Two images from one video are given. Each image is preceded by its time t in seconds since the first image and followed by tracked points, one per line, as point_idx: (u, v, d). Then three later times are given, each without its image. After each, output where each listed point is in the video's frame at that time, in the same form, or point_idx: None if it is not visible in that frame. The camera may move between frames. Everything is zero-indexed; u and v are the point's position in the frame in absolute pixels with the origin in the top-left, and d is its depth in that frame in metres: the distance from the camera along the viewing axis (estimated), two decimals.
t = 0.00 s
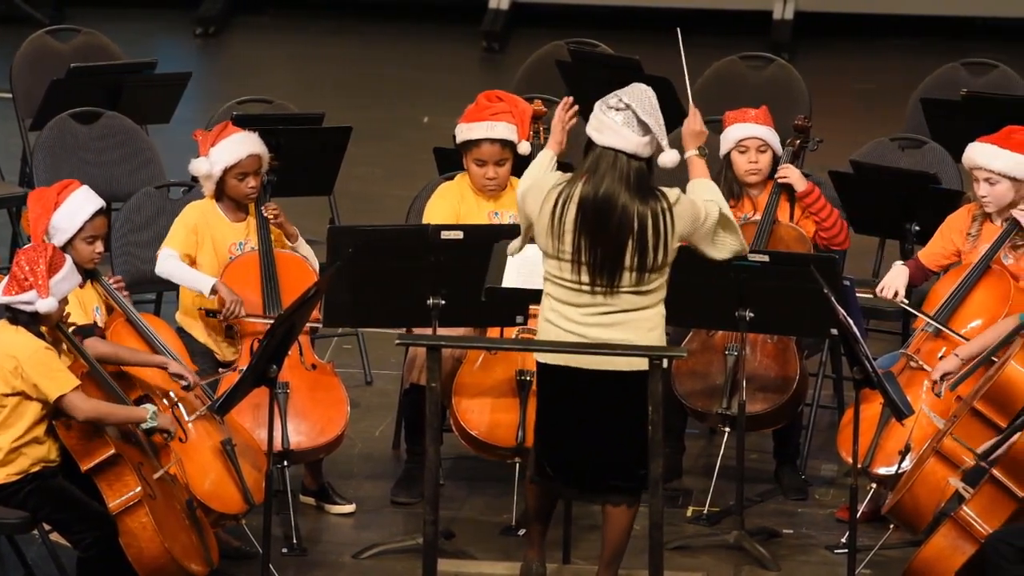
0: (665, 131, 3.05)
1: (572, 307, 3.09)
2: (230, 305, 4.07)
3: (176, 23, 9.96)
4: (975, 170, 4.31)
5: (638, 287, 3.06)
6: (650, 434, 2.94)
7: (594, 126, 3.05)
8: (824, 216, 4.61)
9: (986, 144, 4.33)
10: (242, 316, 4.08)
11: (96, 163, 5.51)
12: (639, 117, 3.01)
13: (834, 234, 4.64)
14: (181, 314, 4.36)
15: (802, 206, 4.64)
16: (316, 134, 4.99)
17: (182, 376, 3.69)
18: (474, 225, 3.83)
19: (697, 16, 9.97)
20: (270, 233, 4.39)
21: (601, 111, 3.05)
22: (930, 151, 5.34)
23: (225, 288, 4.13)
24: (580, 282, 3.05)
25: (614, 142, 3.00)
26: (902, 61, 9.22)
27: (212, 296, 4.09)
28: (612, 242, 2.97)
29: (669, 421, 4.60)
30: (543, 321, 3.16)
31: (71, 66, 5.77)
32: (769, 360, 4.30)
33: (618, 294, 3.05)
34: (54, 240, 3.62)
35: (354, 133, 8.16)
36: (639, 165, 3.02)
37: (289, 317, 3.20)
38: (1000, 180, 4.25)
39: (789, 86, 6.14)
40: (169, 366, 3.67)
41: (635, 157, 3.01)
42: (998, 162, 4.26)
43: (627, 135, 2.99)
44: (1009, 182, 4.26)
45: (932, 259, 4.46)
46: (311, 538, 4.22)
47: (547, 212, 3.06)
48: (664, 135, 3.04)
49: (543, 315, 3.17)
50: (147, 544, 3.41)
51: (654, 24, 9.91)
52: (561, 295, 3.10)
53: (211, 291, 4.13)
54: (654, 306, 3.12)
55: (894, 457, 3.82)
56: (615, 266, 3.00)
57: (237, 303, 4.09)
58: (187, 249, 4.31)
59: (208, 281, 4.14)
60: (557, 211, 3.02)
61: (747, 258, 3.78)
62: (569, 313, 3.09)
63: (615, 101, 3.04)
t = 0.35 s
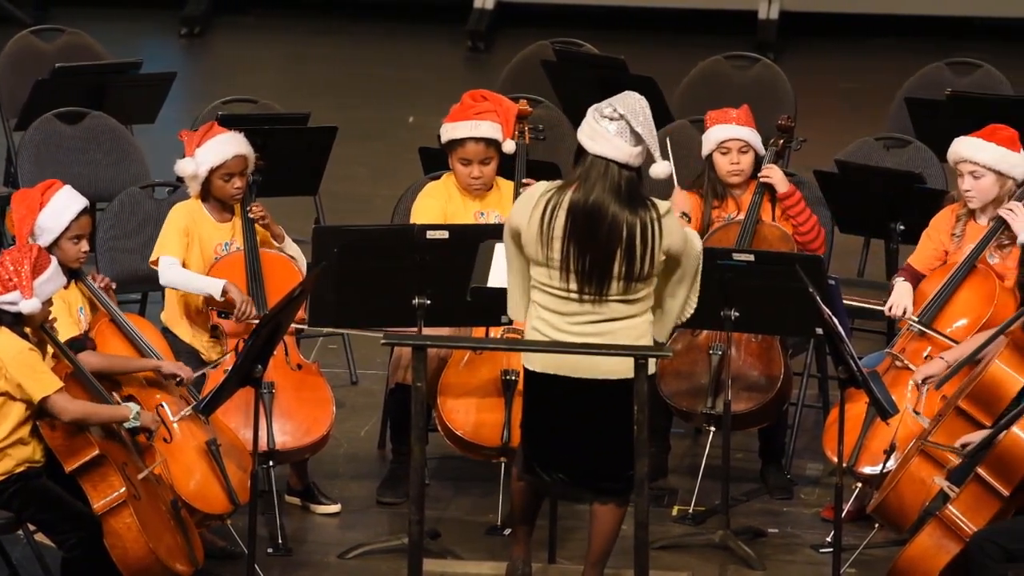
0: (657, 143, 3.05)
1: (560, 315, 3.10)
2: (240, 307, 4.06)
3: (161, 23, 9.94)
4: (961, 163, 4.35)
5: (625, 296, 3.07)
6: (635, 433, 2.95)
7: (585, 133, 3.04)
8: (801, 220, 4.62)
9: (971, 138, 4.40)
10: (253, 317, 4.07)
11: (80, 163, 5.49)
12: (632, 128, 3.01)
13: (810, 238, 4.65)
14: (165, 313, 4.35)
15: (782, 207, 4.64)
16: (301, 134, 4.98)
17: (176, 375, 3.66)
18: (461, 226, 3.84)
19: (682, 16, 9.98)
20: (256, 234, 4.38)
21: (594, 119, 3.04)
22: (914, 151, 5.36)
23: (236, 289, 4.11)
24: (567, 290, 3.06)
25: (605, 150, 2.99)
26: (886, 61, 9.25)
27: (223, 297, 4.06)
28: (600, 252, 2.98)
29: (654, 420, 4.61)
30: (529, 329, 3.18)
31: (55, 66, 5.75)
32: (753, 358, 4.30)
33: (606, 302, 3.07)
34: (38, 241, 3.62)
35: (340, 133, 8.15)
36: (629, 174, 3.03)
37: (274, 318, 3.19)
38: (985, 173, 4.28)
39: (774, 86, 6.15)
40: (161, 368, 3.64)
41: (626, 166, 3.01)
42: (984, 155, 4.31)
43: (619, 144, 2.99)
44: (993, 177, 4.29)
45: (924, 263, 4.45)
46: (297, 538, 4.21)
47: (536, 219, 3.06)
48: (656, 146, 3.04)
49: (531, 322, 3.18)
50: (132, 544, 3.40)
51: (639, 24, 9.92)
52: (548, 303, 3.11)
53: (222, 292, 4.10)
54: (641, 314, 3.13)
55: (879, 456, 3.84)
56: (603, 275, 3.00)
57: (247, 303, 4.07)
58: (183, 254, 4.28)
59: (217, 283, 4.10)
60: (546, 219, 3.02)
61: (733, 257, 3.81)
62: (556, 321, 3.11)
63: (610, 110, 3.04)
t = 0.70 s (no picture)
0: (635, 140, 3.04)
1: (540, 312, 3.11)
2: (204, 306, 4.07)
3: (140, 22, 9.91)
4: (941, 164, 4.38)
5: (606, 293, 3.08)
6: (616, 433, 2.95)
7: (564, 133, 3.05)
8: (784, 216, 4.65)
9: (951, 139, 4.43)
10: (216, 317, 4.08)
11: (59, 163, 5.48)
12: (608, 126, 3.01)
13: (794, 233, 4.68)
14: (146, 314, 4.35)
15: (764, 205, 4.67)
16: (280, 134, 4.98)
17: (146, 379, 3.64)
18: (440, 225, 3.82)
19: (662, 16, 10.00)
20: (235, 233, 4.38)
21: (571, 118, 3.05)
22: (893, 151, 5.38)
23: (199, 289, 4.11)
24: (548, 288, 3.07)
25: (582, 149, 3.00)
26: (865, 61, 9.29)
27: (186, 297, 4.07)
28: (581, 249, 2.98)
29: (634, 420, 4.62)
30: (511, 326, 3.18)
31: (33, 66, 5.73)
32: (733, 358, 4.32)
33: (588, 300, 3.07)
34: (18, 242, 3.59)
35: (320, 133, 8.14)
36: (610, 173, 3.03)
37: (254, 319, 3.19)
38: (963, 174, 4.32)
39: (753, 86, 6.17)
40: (132, 371, 3.62)
41: (605, 165, 3.02)
42: (963, 156, 4.35)
43: (594, 143, 3.00)
44: (972, 177, 4.34)
45: (895, 258, 4.50)
46: (276, 538, 4.21)
47: (517, 216, 3.06)
48: (633, 143, 3.03)
49: (512, 319, 3.18)
50: (111, 545, 3.39)
51: (619, 24, 9.93)
52: (529, 300, 3.12)
53: (186, 292, 4.10)
54: (622, 312, 3.14)
55: (859, 455, 3.86)
56: (582, 273, 3.01)
57: (211, 304, 4.08)
58: (156, 251, 4.27)
59: (180, 282, 4.10)
60: (526, 217, 3.03)
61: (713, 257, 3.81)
62: (537, 318, 3.11)
63: (585, 109, 3.03)
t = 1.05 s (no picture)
0: (611, 135, 3.04)
1: (520, 310, 3.12)
2: (162, 305, 4.06)
3: (118, 22, 9.87)
4: (918, 164, 4.43)
5: (585, 291, 3.08)
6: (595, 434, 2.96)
7: (541, 132, 3.04)
8: (766, 214, 4.68)
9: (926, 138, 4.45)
10: (174, 315, 4.06)
11: (36, 164, 5.46)
12: (584, 123, 3.00)
13: (776, 231, 4.70)
14: (124, 314, 4.34)
15: (744, 204, 4.70)
16: (259, 134, 4.97)
17: (112, 379, 3.63)
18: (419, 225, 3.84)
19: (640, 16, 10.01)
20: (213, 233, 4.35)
21: (547, 116, 3.04)
22: (870, 151, 5.41)
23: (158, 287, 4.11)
24: (527, 285, 3.08)
25: (560, 147, 3.00)
26: (843, 61, 9.32)
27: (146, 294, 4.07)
28: (559, 247, 2.99)
29: (613, 420, 4.63)
30: (491, 324, 3.19)
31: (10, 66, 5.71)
32: (712, 358, 4.33)
33: (567, 298, 3.08)
34: None
35: (298, 133, 8.13)
36: (588, 170, 3.03)
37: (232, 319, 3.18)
38: (940, 174, 4.37)
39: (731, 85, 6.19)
40: (99, 369, 3.62)
41: (583, 162, 3.02)
42: (940, 156, 4.39)
43: (571, 140, 2.99)
44: (949, 177, 4.39)
45: (869, 248, 4.56)
46: (255, 539, 4.20)
47: (497, 214, 3.07)
48: (609, 139, 3.03)
49: (492, 316, 3.19)
50: (89, 545, 3.38)
51: (597, 24, 9.95)
52: (509, 298, 3.13)
53: (146, 289, 4.12)
54: (602, 310, 3.15)
55: (837, 454, 3.88)
56: (561, 271, 3.02)
57: (169, 302, 4.07)
58: (130, 248, 4.28)
59: (142, 279, 4.14)
60: (505, 214, 3.04)
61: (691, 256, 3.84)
62: (517, 316, 3.12)
63: (560, 107, 3.03)
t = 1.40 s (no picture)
0: (581, 138, 3.05)
1: (496, 311, 3.13)
2: (118, 300, 4.08)
3: (93, 21, 9.83)
4: (894, 167, 4.46)
5: (563, 291, 3.09)
6: (571, 433, 2.97)
7: (513, 135, 3.06)
8: (741, 214, 4.70)
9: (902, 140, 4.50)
10: (130, 311, 4.09)
11: (10, 164, 5.44)
12: (553, 127, 3.01)
13: (752, 232, 4.73)
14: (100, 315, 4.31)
15: (721, 204, 4.72)
16: (235, 134, 4.96)
17: (76, 380, 3.55)
18: (395, 225, 3.85)
19: (616, 16, 10.03)
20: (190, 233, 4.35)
21: (519, 119, 3.06)
22: (846, 150, 5.43)
23: (116, 282, 4.13)
24: (503, 286, 3.08)
25: (529, 151, 3.02)
26: (818, 60, 9.36)
27: (102, 289, 4.09)
28: (535, 248, 3.00)
29: (590, 419, 4.65)
30: (467, 324, 3.19)
31: None
32: (689, 357, 4.35)
33: (545, 299, 3.09)
34: None
35: (275, 133, 8.11)
36: (562, 175, 3.05)
37: (209, 317, 3.17)
38: (916, 177, 4.40)
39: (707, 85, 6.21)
40: (61, 369, 3.56)
41: (554, 165, 3.04)
42: (915, 159, 4.42)
43: (541, 144, 3.01)
44: (925, 180, 4.42)
45: (845, 249, 4.57)
46: (231, 539, 4.20)
47: (471, 216, 3.08)
48: (579, 141, 3.04)
49: (469, 318, 3.19)
50: (66, 545, 3.37)
51: (574, 24, 9.96)
52: (485, 299, 3.13)
53: (103, 284, 4.14)
54: (580, 309, 3.15)
55: (813, 453, 3.89)
56: (537, 272, 3.03)
57: (126, 297, 4.09)
58: (101, 246, 4.27)
59: (101, 273, 4.15)
60: (480, 216, 3.04)
61: (666, 256, 3.86)
62: (495, 317, 3.12)
63: (531, 110, 3.04)
